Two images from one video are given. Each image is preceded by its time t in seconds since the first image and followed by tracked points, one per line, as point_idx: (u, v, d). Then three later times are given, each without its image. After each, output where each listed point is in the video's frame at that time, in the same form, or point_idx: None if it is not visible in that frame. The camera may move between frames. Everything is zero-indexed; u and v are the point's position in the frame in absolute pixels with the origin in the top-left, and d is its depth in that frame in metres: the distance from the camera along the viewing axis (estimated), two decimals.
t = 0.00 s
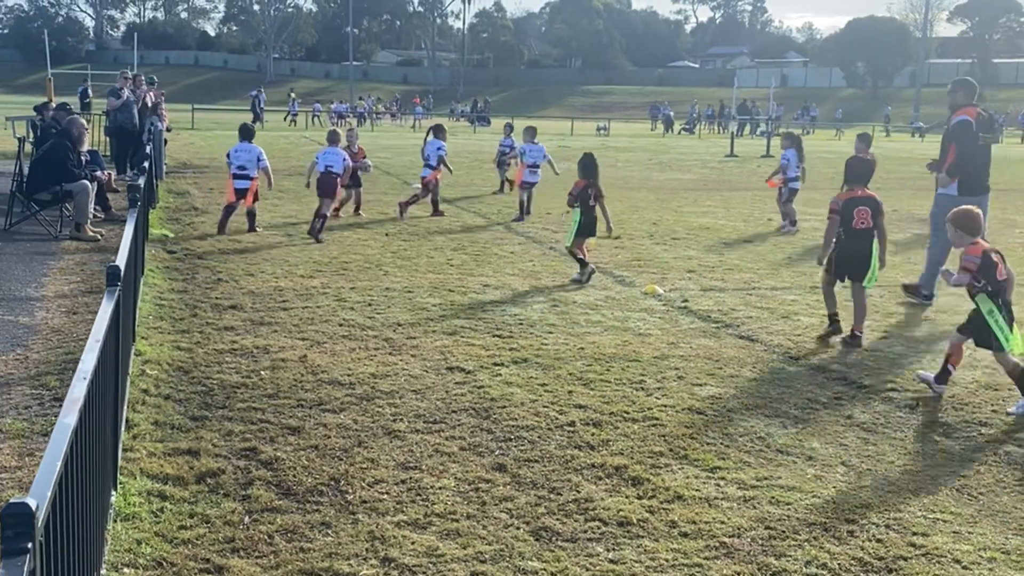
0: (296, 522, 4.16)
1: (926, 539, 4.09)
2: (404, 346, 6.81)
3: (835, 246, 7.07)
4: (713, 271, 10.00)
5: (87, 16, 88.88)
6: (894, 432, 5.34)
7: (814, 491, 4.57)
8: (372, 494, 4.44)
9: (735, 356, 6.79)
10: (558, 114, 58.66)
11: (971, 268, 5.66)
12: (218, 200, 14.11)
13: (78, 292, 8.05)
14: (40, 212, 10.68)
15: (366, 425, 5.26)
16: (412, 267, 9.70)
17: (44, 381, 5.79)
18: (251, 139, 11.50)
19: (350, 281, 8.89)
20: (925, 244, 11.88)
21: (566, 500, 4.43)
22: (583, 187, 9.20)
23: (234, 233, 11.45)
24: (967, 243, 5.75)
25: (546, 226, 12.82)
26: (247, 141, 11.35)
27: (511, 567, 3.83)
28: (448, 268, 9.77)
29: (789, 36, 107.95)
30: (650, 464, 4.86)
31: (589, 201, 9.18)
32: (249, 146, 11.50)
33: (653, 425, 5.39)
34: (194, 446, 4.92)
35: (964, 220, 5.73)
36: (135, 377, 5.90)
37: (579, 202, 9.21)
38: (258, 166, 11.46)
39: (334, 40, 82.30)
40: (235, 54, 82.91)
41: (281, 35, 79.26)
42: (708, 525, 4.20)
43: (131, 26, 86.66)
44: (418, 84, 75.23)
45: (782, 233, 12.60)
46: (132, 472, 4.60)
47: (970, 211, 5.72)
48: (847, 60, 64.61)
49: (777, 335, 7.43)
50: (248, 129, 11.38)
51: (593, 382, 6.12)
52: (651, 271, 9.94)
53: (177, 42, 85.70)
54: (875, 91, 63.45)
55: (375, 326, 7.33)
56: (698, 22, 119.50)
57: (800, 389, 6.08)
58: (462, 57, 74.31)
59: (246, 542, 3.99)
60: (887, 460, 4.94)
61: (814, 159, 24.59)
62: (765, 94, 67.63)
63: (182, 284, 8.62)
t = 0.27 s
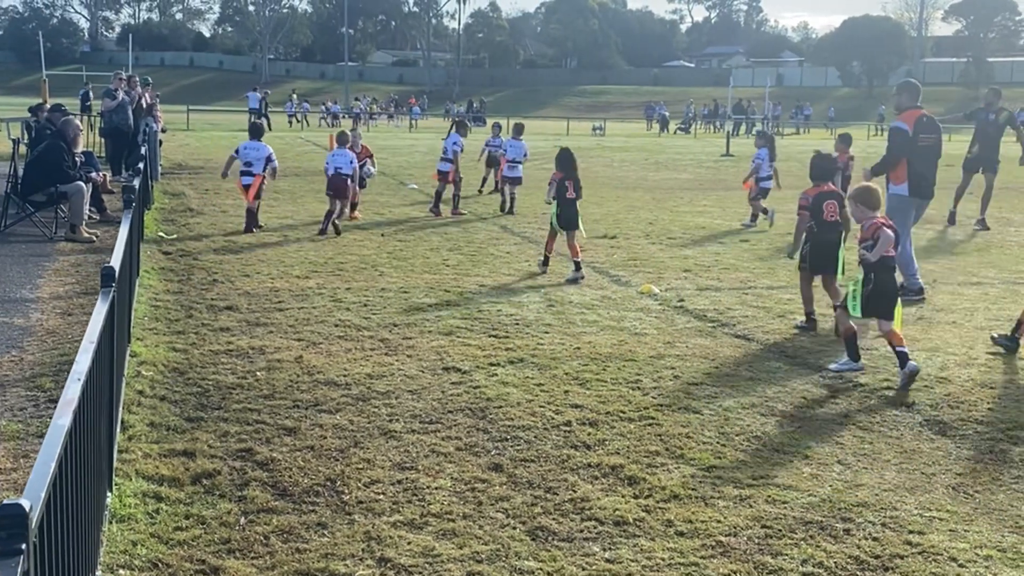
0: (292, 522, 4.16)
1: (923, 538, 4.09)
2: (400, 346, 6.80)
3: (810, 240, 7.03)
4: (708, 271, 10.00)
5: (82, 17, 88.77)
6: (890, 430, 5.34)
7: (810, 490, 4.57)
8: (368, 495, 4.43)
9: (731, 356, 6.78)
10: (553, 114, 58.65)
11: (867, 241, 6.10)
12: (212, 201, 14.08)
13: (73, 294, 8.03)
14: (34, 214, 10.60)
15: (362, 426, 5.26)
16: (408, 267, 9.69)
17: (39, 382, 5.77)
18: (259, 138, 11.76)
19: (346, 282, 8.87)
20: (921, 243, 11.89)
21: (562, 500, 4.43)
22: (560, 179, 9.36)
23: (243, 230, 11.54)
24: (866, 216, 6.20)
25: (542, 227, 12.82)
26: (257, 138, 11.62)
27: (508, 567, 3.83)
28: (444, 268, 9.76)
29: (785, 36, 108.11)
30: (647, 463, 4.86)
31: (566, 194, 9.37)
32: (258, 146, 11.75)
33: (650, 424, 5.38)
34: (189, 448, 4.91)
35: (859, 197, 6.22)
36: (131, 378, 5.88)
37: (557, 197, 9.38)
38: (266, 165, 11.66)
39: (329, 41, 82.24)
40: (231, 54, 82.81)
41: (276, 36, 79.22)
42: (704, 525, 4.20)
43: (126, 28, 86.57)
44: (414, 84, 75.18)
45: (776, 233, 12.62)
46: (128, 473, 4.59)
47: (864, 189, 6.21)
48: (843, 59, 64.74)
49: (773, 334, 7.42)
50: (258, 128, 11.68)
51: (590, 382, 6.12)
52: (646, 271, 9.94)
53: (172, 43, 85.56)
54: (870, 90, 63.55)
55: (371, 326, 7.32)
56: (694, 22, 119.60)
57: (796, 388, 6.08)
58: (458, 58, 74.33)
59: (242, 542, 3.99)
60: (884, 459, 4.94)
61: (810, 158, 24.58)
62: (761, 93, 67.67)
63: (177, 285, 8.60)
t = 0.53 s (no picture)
0: (287, 524, 4.15)
1: (917, 537, 4.10)
2: (394, 347, 6.80)
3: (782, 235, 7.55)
4: (703, 271, 10.00)
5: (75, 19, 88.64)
6: (884, 429, 5.35)
7: (805, 489, 4.57)
8: (363, 496, 4.43)
9: (726, 356, 6.78)
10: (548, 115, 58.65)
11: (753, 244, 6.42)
12: (207, 202, 14.07)
13: (67, 295, 8.02)
14: (28, 215, 10.62)
15: (357, 427, 5.25)
16: (403, 268, 9.67)
17: (33, 385, 5.76)
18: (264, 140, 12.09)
19: (341, 283, 8.87)
20: (916, 242, 11.90)
21: (558, 500, 4.43)
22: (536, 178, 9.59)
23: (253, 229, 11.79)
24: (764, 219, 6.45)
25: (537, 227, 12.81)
26: (261, 140, 11.94)
27: (503, 567, 3.83)
28: (440, 269, 9.76)
29: (779, 36, 108.22)
30: (642, 463, 4.86)
31: (544, 191, 9.58)
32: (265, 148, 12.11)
33: (644, 425, 5.38)
34: (183, 450, 4.90)
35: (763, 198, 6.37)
36: (125, 380, 5.87)
37: (535, 193, 9.62)
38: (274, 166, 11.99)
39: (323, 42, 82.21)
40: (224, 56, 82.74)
41: (270, 37, 79.17)
42: (699, 524, 4.21)
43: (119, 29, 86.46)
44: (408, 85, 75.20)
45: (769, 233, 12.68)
46: (122, 475, 4.59)
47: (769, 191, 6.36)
48: (837, 59, 64.89)
49: (768, 334, 7.43)
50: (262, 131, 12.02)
51: (584, 382, 6.12)
52: (641, 270, 9.95)
53: (166, 45, 85.48)
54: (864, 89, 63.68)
55: (366, 328, 7.31)
56: (688, 22, 119.68)
57: (791, 387, 6.08)
58: (452, 58, 74.34)
59: (237, 544, 3.98)
60: (879, 458, 4.94)
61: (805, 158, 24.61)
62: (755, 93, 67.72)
63: (172, 287, 8.58)
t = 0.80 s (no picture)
0: (281, 525, 4.15)
1: (911, 535, 4.11)
2: (388, 348, 6.79)
3: (760, 226, 8.25)
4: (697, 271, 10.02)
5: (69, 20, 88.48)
6: (878, 428, 5.36)
7: (799, 488, 4.58)
8: (357, 496, 4.43)
9: (721, 356, 6.79)
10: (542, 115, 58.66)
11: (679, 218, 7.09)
12: (200, 203, 14.06)
13: (61, 297, 8.00)
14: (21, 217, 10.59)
15: (351, 427, 5.25)
16: (398, 269, 9.67)
17: (26, 386, 5.75)
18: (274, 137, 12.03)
19: (335, 284, 8.87)
20: (909, 241, 11.92)
21: (552, 500, 4.43)
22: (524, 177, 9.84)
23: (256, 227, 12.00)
24: (686, 195, 7.17)
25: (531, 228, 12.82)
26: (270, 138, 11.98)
27: (498, 567, 3.83)
28: (434, 270, 9.77)
29: (773, 35, 108.28)
30: (636, 463, 4.86)
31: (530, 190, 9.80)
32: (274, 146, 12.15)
33: (639, 424, 5.39)
34: (177, 451, 4.90)
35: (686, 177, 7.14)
36: (119, 382, 5.87)
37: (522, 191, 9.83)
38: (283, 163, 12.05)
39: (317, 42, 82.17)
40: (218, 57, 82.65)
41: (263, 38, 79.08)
42: (694, 524, 4.21)
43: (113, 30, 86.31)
44: (402, 86, 75.18)
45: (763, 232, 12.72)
46: (116, 477, 4.58)
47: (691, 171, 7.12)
48: (830, 59, 64.97)
49: (762, 333, 7.44)
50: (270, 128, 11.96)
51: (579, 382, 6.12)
52: (635, 271, 9.96)
53: (159, 46, 85.37)
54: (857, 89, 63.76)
55: (361, 328, 7.30)
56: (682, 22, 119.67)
57: (786, 386, 6.09)
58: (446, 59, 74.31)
59: (231, 545, 3.98)
60: (872, 457, 4.95)
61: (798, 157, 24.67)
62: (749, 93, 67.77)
63: (166, 288, 8.57)
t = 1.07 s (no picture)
0: (272, 526, 4.14)
1: (902, 534, 4.11)
2: (381, 349, 6.79)
3: (729, 228, 8.27)
4: (690, 271, 10.03)
5: (61, 22, 88.39)
6: (870, 428, 5.37)
7: (790, 488, 4.59)
8: (349, 498, 4.42)
9: (712, 356, 6.81)
10: (536, 117, 58.68)
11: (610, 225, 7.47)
12: (193, 205, 14.04)
13: (52, 299, 7.99)
14: (13, 219, 10.54)
15: (343, 429, 5.24)
16: (390, 270, 9.67)
17: (17, 388, 5.73)
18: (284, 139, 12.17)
19: (327, 285, 8.86)
20: (901, 241, 11.95)
21: (544, 501, 4.43)
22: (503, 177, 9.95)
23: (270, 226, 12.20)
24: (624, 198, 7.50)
25: (524, 228, 12.83)
26: (280, 140, 12.07)
27: (489, 567, 3.83)
28: (427, 271, 9.77)
29: (766, 36, 108.44)
30: (628, 463, 4.86)
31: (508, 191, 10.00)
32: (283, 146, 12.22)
33: (631, 425, 5.39)
34: (168, 453, 4.89)
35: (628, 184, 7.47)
36: (111, 383, 5.86)
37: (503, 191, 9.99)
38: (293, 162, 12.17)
39: (311, 43, 82.11)
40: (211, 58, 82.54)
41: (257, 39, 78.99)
42: (686, 523, 4.21)
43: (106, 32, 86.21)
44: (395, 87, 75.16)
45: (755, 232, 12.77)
46: (106, 479, 4.57)
47: (632, 179, 7.44)
48: (823, 60, 65.12)
49: (754, 333, 7.46)
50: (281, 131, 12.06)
51: (571, 383, 6.12)
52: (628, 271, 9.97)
53: (152, 48, 85.25)
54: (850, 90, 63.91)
55: (353, 330, 7.30)
56: (675, 23, 119.78)
57: (777, 386, 6.11)
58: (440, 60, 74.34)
59: (222, 547, 3.97)
60: (863, 457, 4.96)
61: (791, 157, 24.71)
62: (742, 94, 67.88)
63: (157, 289, 8.56)
